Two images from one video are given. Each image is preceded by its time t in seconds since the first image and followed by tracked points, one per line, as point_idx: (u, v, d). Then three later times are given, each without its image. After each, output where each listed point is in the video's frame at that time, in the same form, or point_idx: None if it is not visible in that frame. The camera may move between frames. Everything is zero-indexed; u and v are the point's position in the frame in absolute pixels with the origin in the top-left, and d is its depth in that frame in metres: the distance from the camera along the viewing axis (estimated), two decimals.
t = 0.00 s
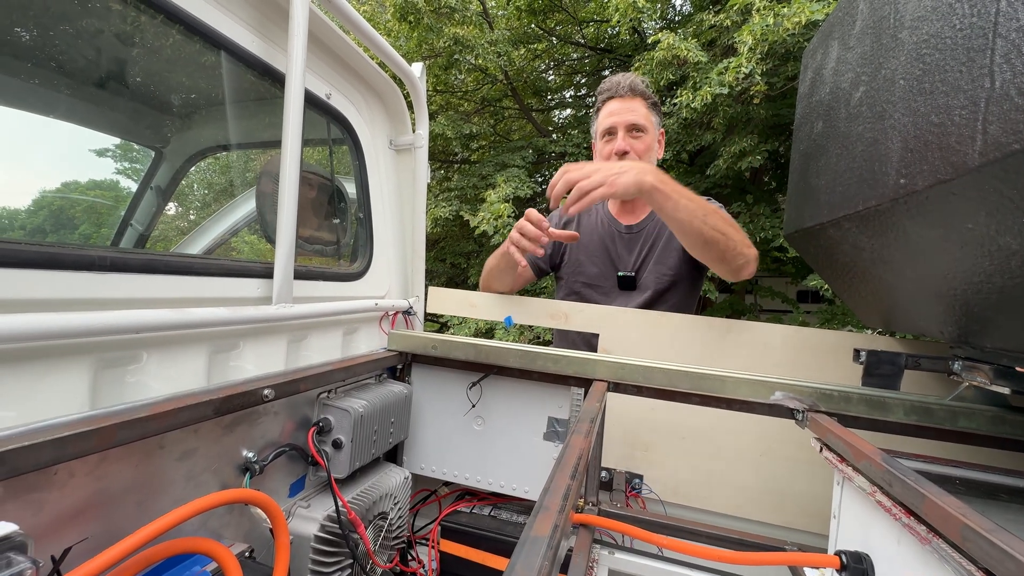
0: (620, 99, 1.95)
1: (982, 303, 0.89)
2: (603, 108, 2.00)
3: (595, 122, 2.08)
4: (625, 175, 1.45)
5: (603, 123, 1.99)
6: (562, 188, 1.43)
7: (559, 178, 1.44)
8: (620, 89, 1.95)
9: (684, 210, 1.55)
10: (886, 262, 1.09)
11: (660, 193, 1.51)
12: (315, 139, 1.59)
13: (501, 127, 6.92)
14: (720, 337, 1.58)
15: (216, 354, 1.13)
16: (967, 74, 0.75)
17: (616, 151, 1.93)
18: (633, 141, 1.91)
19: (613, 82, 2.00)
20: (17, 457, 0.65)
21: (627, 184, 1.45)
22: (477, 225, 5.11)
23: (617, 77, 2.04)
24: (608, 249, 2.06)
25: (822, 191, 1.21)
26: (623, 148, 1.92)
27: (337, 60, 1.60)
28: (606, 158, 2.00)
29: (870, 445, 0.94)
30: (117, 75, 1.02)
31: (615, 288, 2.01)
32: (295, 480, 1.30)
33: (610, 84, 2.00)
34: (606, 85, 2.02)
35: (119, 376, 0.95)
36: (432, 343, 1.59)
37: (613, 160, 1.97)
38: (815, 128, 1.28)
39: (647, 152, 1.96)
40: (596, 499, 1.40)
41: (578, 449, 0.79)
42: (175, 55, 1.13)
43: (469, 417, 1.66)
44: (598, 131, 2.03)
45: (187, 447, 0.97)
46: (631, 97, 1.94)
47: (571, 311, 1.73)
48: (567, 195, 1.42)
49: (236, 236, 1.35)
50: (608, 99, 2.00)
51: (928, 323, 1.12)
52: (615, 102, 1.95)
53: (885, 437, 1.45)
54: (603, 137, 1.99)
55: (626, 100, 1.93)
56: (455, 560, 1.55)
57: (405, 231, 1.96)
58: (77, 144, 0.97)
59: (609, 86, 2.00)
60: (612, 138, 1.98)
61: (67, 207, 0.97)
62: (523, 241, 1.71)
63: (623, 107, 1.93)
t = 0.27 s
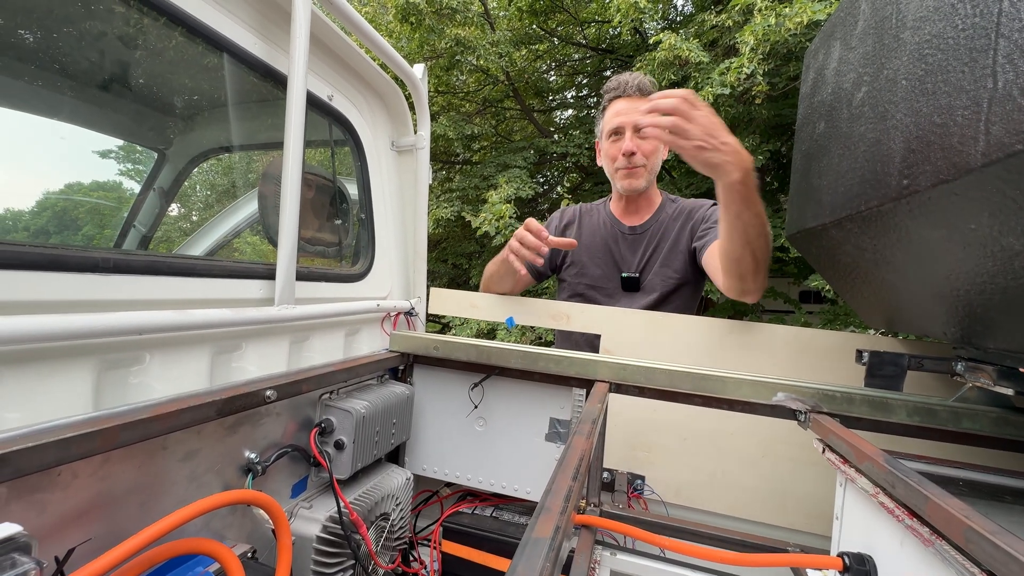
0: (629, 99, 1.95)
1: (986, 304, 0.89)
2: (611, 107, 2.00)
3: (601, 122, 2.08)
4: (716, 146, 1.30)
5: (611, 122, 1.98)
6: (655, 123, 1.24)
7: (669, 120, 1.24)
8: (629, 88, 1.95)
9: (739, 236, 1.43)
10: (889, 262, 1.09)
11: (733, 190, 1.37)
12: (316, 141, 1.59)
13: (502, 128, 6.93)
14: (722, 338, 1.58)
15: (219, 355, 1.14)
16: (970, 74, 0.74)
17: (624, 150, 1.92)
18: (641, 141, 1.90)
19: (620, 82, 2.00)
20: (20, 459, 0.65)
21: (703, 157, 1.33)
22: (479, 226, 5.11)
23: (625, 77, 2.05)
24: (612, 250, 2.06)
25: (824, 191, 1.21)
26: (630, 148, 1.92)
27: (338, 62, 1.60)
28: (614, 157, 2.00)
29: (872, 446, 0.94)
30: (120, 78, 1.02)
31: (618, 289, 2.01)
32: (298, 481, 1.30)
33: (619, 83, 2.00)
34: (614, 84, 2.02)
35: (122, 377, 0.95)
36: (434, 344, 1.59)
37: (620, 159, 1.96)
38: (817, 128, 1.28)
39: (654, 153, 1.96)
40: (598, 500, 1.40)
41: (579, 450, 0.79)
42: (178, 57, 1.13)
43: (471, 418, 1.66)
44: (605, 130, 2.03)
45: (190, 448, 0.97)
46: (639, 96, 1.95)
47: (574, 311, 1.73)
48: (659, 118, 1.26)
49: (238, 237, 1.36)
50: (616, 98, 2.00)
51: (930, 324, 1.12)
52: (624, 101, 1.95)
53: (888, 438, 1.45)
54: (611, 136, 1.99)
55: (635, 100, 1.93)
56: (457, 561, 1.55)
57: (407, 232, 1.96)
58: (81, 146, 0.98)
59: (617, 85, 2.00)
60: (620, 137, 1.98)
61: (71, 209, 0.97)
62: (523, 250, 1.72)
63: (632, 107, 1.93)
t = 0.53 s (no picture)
0: (627, 101, 1.97)
1: (987, 304, 0.89)
2: (610, 109, 2.02)
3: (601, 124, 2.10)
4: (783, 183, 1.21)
5: (609, 125, 2.00)
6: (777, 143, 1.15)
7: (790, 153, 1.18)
8: (627, 90, 1.96)
9: (756, 285, 1.31)
10: (890, 263, 1.08)
11: (785, 233, 1.27)
12: (318, 142, 1.60)
13: (503, 128, 6.94)
14: (723, 339, 1.58)
15: (220, 356, 1.14)
16: (971, 74, 0.74)
17: (622, 152, 1.95)
18: (640, 144, 1.92)
19: (620, 83, 2.01)
20: (23, 459, 0.65)
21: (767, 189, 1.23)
22: (480, 226, 5.11)
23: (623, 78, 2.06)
24: (613, 252, 2.06)
25: (825, 191, 1.21)
26: (629, 151, 1.93)
27: (340, 63, 1.60)
28: (612, 159, 2.02)
29: (874, 446, 0.94)
30: (122, 79, 1.02)
31: (620, 291, 2.01)
32: (299, 481, 1.30)
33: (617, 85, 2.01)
34: (613, 85, 2.03)
35: (124, 378, 0.95)
36: (435, 344, 1.59)
37: (618, 162, 1.98)
38: (818, 128, 1.28)
39: (653, 155, 1.97)
40: (599, 501, 1.40)
41: (580, 451, 0.79)
42: (179, 58, 1.13)
43: (472, 418, 1.66)
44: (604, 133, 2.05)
45: (192, 448, 0.97)
46: (638, 98, 1.95)
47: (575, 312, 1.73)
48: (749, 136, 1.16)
49: (239, 238, 1.36)
50: (615, 100, 2.02)
51: (932, 324, 1.12)
52: (622, 103, 1.98)
53: (890, 438, 1.44)
54: (610, 138, 2.01)
55: (633, 103, 1.95)
56: (458, 562, 1.55)
57: (408, 233, 1.96)
58: (83, 147, 0.98)
59: (615, 86, 2.02)
60: (619, 140, 1.99)
61: (73, 209, 0.97)
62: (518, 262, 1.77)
63: (630, 109, 1.95)
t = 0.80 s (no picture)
0: (622, 101, 1.93)
1: (995, 302, 0.88)
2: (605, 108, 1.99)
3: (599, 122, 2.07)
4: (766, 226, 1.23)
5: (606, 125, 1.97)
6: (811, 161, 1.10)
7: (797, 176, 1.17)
8: (623, 89, 1.92)
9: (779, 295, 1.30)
10: (896, 260, 1.08)
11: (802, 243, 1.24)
12: (322, 141, 1.60)
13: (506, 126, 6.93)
14: (727, 336, 1.57)
15: (226, 354, 1.15)
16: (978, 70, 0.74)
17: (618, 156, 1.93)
18: (634, 147, 1.89)
19: (616, 79, 1.95)
20: (33, 456, 0.66)
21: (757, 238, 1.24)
22: (484, 225, 5.11)
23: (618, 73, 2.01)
24: (617, 249, 2.05)
25: (830, 189, 1.20)
26: (624, 155, 1.91)
27: (343, 62, 1.61)
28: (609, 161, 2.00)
29: (880, 445, 0.94)
30: (128, 80, 1.03)
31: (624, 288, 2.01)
32: (304, 478, 1.31)
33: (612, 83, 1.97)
34: (608, 82, 1.98)
35: (132, 376, 0.96)
36: (439, 343, 1.60)
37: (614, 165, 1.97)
38: (823, 125, 1.27)
39: (652, 156, 1.94)
40: (603, 499, 1.40)
41: (584, 449, 0.79)
42: (184, 58, 1.14)
43: (476, 416, 1.67)
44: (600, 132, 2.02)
45: (198, 445, 0.98)
46: (635, 97, 1.91)
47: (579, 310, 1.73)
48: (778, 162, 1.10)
49: (244, 237, 1.37)
50: (611, 99, 1.97)
51: (939, 322, 1.11)
52: (617, 103, 1.94)
53: (895, 437, 1.44)
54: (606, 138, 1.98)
55: (629, 103, 1.92)
56: (463, 559, 1.56)
57: (412, 231, 1.96)
58: (89, 147, 0.99)
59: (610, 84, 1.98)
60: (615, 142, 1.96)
61: (80, 209, 0.98)
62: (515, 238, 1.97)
63: (626, 110, 1.91)
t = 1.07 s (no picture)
0: (628, 96, 1.90)
1: (996, 302, 0.88)
2: (609, 103, 1.95)
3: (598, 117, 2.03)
4: (930, 316, 0.98)
5: (610, 121, 1.93)
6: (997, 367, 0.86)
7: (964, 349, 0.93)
8: (631, 83, 1.89)
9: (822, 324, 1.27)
10: (897, 260, 1.08)
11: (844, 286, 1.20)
12: (323, 141, 1.60)
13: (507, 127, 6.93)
14: (727, 337, 1.57)
15: (227, 354, 1.15)
16: (979, 70, 0.74)
17: (626, 154, 1.90)
18: (643, 145, 1.88)
19: (621, 74, 1.93)
20: (35, 456, 0.66)
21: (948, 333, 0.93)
22: (484, 225, 5.11)
23: (619, 66, 1.98)
24: (610, 252, 2.05)
25: (831, 189, 1.20)
26: (632, 152, 1.89)
27: (344, 63, 1.61)
28: (613, 158, 1.96)
29: (881, 446, 0.94)
30: (130, 81, 1.03)
31: (619, 293, 2.02)
32: (305, 478, 1.31)
33: (617, 76, 1.93)
34: (612, 75, 1.94)
35: (133, 376, 0.96)
36: (440, 343, 1.60)
37: (620, 162, 1.93)
38: (824, 126, 1.27)
39: (655, 154, 1.94)
40: (603, 499, 1.40)
41: (585, 449, 0.79)
42: (185, 59, 1.14)
43: (477, 416, 1.67)
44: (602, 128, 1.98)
45: (199, 446, 0.98)
46: (641, 93, 1.90)
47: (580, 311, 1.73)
48: (967, 373, 0.85)
49: (245, 237, 1.37)
50: (615, 94, 1.94)
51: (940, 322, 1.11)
52: (623, 98, 1.90)
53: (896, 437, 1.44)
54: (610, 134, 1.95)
55: (635, 98, 1.89)
56: (463, 559, 1.56)
57: (412, 232, 1.96)
58: (91, 148, 0.99)
59: (615, 77, 1.94)
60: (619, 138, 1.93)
61: (81, 209, 0.98)
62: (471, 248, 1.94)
63: (633, 105, 1.88)
